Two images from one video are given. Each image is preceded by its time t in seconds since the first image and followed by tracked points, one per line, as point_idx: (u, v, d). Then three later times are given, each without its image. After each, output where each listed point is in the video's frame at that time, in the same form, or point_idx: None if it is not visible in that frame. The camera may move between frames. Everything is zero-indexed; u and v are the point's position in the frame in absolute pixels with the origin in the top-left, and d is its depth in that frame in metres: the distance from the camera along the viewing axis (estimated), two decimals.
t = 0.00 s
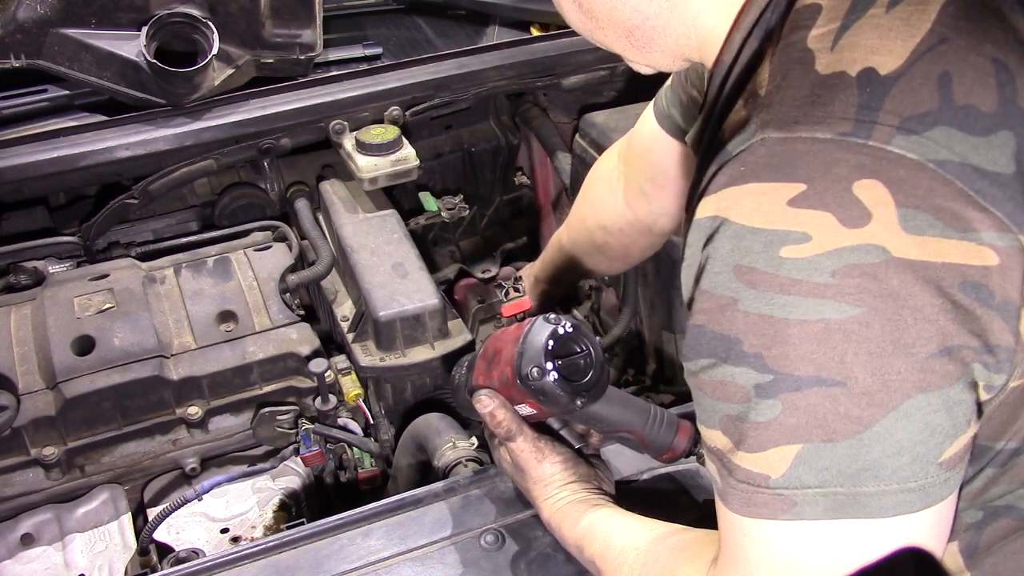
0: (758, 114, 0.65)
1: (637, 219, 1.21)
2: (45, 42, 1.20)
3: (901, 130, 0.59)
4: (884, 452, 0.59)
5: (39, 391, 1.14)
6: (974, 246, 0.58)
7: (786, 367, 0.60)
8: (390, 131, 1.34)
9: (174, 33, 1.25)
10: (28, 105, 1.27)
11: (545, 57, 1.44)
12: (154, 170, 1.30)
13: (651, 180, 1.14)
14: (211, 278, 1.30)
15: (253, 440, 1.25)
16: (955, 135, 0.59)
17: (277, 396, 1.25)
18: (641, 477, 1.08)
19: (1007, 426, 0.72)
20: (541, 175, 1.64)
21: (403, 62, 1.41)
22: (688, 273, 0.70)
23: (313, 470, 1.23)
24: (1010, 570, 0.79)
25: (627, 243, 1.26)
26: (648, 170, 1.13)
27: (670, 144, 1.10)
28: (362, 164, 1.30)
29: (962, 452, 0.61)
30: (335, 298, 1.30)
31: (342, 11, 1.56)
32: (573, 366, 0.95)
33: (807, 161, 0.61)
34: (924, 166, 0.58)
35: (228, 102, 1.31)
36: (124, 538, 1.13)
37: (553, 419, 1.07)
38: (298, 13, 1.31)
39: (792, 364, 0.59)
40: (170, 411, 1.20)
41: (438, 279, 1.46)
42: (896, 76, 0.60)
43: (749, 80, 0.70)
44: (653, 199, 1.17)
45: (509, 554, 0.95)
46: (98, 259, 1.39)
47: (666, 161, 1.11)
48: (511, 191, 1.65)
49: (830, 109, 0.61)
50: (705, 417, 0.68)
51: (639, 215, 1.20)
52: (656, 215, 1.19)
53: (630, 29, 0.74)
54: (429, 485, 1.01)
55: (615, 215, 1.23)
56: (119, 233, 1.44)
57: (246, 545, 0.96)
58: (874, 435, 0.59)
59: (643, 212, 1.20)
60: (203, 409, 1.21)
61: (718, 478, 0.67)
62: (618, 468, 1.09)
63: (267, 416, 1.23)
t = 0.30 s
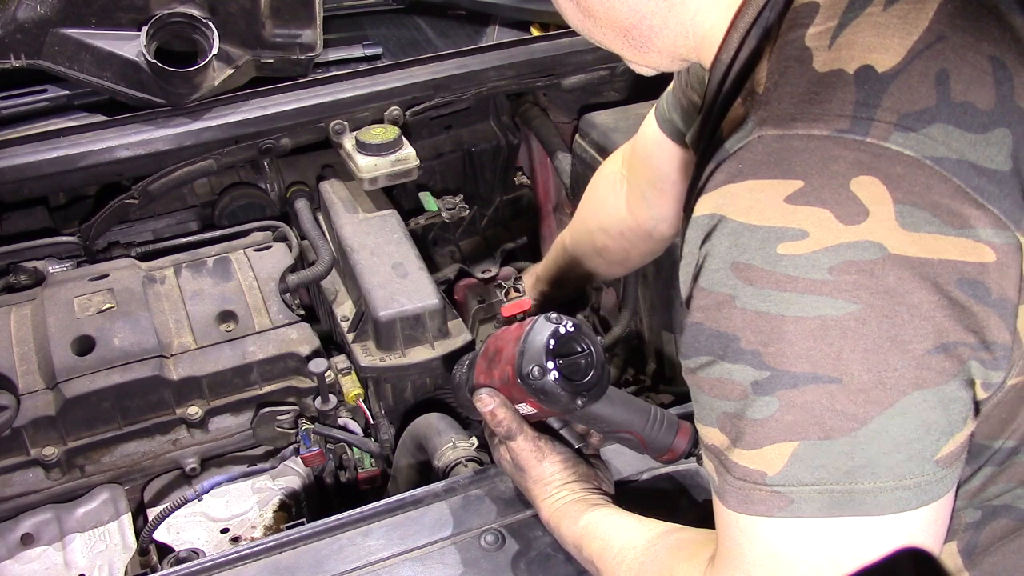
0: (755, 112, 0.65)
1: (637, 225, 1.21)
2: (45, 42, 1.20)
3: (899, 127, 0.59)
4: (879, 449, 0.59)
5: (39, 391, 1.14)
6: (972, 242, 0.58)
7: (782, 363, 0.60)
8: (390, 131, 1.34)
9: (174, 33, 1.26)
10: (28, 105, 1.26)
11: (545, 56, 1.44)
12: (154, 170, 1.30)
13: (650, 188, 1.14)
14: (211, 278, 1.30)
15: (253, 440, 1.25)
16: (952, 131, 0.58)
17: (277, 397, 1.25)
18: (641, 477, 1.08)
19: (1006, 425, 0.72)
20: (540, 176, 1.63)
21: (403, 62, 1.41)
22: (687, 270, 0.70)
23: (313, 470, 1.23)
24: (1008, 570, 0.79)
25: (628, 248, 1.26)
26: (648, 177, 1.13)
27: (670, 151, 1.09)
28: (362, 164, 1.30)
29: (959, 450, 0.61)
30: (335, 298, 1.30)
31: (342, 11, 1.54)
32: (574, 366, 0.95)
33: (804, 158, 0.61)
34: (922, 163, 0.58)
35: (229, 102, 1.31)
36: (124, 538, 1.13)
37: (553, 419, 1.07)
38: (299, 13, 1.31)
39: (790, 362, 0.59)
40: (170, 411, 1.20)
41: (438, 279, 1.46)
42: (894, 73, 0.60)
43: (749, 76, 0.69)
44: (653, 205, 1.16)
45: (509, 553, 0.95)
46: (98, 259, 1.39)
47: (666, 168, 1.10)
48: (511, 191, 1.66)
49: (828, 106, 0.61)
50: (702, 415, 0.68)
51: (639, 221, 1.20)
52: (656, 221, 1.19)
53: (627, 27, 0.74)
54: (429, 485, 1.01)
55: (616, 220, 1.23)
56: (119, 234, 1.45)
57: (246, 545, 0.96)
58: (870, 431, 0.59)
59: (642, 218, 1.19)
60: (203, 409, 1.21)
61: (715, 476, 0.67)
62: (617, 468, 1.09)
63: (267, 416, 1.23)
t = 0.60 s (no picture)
0: (758, 106, 0.65)
1: (637, 228, 1.21)
2: (45, 42, 1.20)
3: (902, 121, 0.59)
4: (881, 444, 0.59)
5: (39, 391, 1.14)
6: (976, 236, 0.58)
7: (785, 356, 0.60)
8: (390, 131, 1.34)
9: (174, 33, 1.25)
10: (28, 105, 1.26)
11: (546, 56, 1.44)
12: (154, 170, 1.30)
13: (652, 190, 1.14)
14: (210, 278, 1.30)
15: (253, 440, 1.25)
16: (955, 125, 0.58)
17: (277, 397, 1.25)
18: (642, 477, 1.08)
19: (1008, 422, 0.72)
20: (540, 176, 1.64)
21: (403, 62, 1.41)
22: (689, 266, 0.70)
23: (313, 470, 1.23)
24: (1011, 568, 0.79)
25: (626, 252, 1.26)
26: (649, 179, 1.13)
27: (673, 153, 1.09)
28: (362, 164, 1.30)
29: (961, 445, 0.61)
30: (335, 298, 1.30)
31: (342, 11, 1.54)
32: (575, 366, 0.95)
33: (808, 152, 0.60)
34: (925, 157, 0.58)
35: (229, 102, 1.31)
36: (124, 538, 1.13)
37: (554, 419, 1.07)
38: (298, 13, 1.31)
39: (792, 355, 0.59)
40: (170, 411, 1.20)
41: (438, 279, 1.46)
42: (896, 69, 0.60)
43: (751, 73, 0.70)
44: (653, 208, 1.16)
45: (509, 554, 0.95)
46: (98, 259, 1.39)
47: (668, 170, 1.10)
48: (511, 191, 1.66)
49: (830, 100, 0.61)
50: (704, 410, 0.68)
51: (639, 224, 1.20)
52: (656, 224, 1.19)
53: (630, 23, 0.75)
54: (429, 485, 1.01)
55: (615, 224, 1.23)
56: (119, 234, 1.45)
57: (246, 545, 0.96)
58: (873, 425, 0.59)
59: (642, 222, 1.19)
60: (204, 409, 1.21)
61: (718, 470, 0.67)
62: (618, 468, 1.09)
63: (267, 417, 1.23)
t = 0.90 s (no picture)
0: (762, 102, 0.65)
1: (637, 228, 1.21)
2: (45, 42, 1.20)
3: (907, 117, 0.59)
4: (884, 441, 0.59)
5: (39, 391, 1.14)
6: (982, 233, 0.58)
7: (789, 352, 0.60)
8: (390, 131, 1.34)
9: (174, 33, 1.25)
10: (28, 105, 1.26)
11: (546, 57, 1.44)
12: (154, 170, 1.30)
13: (654, 191, 1.14)
14: (210, 278, 1.30)
15: (253, 440, 1.25)
16: (960, 122, 0.58)
17: (277, 396, 1.25)
18: (642, 477, 1.07)
19: (1012, 419, 0.72)
20: (540, 176, 1.64)
21: (403, 62, 1.41)
22: (691, 263, 0.70)
23: (313, 470, 1.23)
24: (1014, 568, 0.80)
25: (625, 253, 1.26)
26: (651, 180, 1.13)
27: (677, 156, 1.09)
28: (362, 164, 1.30)
29: (964, 442, 0.61)
30: (335, 298, 1.30)
31: (342, 11, 1.53)
32: (575, 366, 0.95)
33: (814, 148, 0.61)
34: (930, 153, 0.58)
35: (229, 102, 1.31)
36: (124, 538, 1.13)
37: (554, 419, 1.08)
38: (298, 13, 1.31)
39: (796, 350, 0.60)
40: (170, 411, 1.20)
41: (438, 279, 1.46)
42: (901, 65, 0.60)
43: (755, 68, 0.69)
44: (655, 209, 1.16)
45: (509, 553, 0.95)
46: (98, 259, 1.39)
47: (671, 172, 1.10)
48: (511, 191, 1.66)
49: (835, 97, 0.61)
50: (707, 406, 0.68)
51: (639, 225, 1.20)
52: (657, 224, 1.19)
53: (635, 20, 0.74)
54: (429, 485, 1.01)
55: (616, 224, 1.23)
56: (119, 234, 1.45)
57: (246, 545, 0.96)
58: (876, 421, 0.59)
59: (643, 218, 1.20)
60: (203, 409, 1.21)
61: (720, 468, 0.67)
62: (618, 468, 1.08)
63: (267, 416, 1.23)
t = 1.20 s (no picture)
0: (761, 101, 0.65)
1: (638, 229, 1.21)
2: (44, 42, 1.20)
3: (904, 116, 0.59)
4: (881, 439, 0.59)
5: (39, 391, 1.14)
6: (979, 231, 0.58)
7: (786, 350, 0.60)
8: (390, 131, 1.34)
9: (174, 33, 1.25)
10: (28, 105, 1.26)
11: (545, 57, 1.44)
12: (154, 170, 1.30)
13: (656, 190, 1.14)
14: (210, 278, 1.30)
15: (253, 440, 1.25)
16: (958, 121, 0.58)
17: (277, 396, 1.25)
18: (642, 477, 1.07)
19: (1010, 419, 0.72)
20: (540, 176, 1.64)
21: (403, 62, 1.41)
22: (690, 260, 0.70)
23: (313, 470, 1.23)
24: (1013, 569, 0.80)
25: (627, 254, 1.26)
26: (654, 179, 1.13)
27: (677, 154, 1.09)
28: (362, 164, 1.30)
29: (961, 441, 0.61)
30: (335, 298, 1.30)
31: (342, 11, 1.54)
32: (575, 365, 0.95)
33: (811, 147, 0.60)
34: (926, 151, 0.58)
35: (229, 102, 1.31)
36: (124, 538, 1.13)
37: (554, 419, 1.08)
38: (298, 13, 1.31)
39: (793, 348, 0.60)
40: (170, 411, 1.20)
41: (438, 279, 1.46)
42: (898, 64, 0.60)
43: (756, 67, 0.69)
44: (656, 209, 1.17)
45: (509, 553, 0.95)
46: (98, 259, 1.39)
47: (673, 170, 1.11)
48: (511, 191, 1.66)
49: (833, 95, 0.61)
50: (706, 404, 0.68)
51: (641, 226, 1.20)
52: (659, 225, 1.19)
53: (637, 17, 0.74)
54: (429, 485, 1.01)
55: (617, 225, 1.23)
56: (119, 234, 1.45)
57: (246, 545, 0.96)
58: (872, 419, 0.59)
59: (644, 219, 1.20)
60: (204, 409, 1.21)
61: (718, 466, 0.67)
62: (618, 468, 1.08)
63: (267, 416, 1.23)
